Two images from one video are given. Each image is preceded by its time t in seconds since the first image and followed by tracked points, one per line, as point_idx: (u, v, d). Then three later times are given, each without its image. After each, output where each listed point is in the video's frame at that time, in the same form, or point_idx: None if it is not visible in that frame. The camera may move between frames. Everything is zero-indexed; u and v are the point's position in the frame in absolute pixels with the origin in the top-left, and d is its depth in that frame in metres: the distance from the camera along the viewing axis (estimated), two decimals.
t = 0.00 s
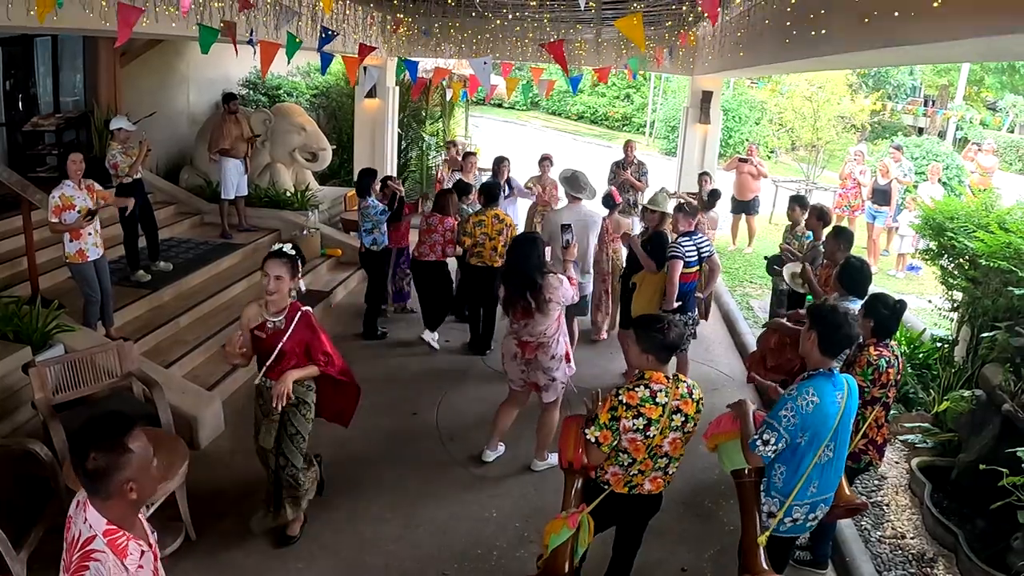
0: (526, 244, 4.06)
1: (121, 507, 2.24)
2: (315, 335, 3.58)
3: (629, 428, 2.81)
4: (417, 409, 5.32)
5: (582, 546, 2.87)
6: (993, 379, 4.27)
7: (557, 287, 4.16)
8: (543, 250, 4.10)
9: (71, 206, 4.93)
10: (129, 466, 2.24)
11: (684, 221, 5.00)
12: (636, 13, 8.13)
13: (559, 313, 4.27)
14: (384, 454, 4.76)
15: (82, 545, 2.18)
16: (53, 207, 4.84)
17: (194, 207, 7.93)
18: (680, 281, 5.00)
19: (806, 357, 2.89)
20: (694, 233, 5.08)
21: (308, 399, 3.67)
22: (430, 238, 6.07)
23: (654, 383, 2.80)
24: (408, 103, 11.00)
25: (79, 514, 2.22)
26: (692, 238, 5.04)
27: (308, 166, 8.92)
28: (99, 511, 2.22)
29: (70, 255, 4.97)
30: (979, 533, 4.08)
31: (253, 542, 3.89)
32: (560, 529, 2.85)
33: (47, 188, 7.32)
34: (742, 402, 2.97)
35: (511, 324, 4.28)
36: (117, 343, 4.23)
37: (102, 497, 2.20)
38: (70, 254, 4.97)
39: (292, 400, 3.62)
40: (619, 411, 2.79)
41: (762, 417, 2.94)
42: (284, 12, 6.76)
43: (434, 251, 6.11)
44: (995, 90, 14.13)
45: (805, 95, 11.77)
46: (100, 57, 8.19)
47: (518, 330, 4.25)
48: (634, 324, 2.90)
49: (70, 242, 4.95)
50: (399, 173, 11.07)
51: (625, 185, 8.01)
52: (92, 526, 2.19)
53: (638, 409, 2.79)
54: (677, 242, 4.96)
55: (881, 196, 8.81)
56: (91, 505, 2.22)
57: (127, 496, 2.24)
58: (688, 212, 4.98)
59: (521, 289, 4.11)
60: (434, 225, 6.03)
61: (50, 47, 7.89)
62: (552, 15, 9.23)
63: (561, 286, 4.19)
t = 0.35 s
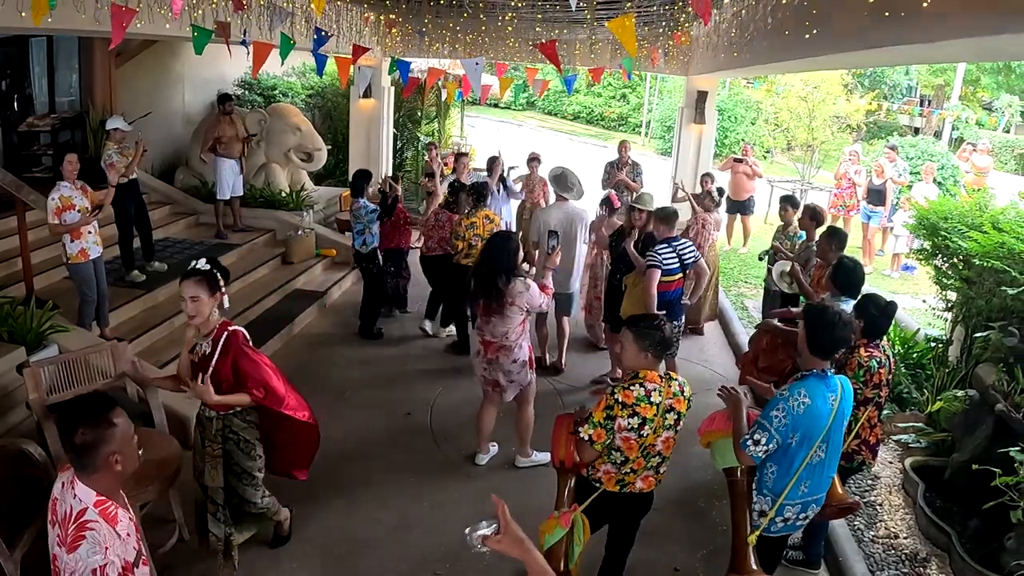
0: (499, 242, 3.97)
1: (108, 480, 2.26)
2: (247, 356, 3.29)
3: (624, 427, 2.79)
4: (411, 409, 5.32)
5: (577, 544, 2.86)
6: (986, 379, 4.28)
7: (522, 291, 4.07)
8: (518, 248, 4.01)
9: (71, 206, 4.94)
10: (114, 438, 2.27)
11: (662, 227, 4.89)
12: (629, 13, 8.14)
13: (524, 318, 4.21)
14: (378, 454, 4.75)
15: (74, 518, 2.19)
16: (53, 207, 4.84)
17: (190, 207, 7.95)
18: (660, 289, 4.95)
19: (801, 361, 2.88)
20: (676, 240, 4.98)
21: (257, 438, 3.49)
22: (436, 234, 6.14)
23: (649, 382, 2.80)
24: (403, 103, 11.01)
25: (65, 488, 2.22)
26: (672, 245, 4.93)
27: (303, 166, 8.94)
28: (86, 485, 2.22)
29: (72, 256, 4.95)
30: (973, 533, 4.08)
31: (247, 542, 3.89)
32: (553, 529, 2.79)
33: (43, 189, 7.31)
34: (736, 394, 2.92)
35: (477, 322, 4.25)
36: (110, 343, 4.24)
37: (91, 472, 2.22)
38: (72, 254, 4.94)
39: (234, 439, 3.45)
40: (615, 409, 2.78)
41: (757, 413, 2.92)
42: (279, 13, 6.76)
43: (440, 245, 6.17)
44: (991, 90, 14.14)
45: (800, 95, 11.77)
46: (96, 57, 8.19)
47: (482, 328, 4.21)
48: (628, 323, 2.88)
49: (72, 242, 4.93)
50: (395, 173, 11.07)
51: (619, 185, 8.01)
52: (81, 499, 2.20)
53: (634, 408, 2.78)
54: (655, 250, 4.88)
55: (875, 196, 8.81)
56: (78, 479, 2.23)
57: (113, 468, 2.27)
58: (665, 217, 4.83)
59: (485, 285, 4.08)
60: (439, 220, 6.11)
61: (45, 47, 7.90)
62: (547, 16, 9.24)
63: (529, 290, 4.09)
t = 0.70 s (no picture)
0: (483, 242, 3.87)
1: (85, 464, 2.22)
2: (184, 386, 2.92)
3: (617, 427, 2.79)
4: (407, 410, 5.32)
5: (569, 544, 2.88)
6: (983, 379, 4.31)
7: (500, 297, 3.96)
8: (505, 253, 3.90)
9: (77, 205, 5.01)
10: (87, 420, 2.23)
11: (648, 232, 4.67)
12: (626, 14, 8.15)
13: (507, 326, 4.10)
14: (373, 455, 4.74)
15: (59, 507, 2.17)
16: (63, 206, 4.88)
17: (186, 208, 7.95)
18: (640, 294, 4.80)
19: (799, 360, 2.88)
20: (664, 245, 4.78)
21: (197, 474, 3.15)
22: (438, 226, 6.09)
23: (642, 382, 2.79)
24: (400, 104, 11.01)
25: (40, 480, 2.19)
26: (656, 250, 4.73)
27: (299, 167, 8.93)
28: (64, 470, 2.18)
29: (76, 255, 4.96)
30: (970, 534, 4.07)
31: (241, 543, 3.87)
32: (546, 528, 2.87)
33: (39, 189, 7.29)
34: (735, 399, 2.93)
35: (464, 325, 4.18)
36: (107, 344, 4.26)
37: (67, 457, 2.18)
38: (77, 254, 4.96)
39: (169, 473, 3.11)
40: (608, 409, 2.77)
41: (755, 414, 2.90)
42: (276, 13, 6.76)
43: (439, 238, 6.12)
44: (988, 91, 14.16)
45: (797, 95, 11.78)
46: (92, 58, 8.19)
47: (468, 332, 4.14)
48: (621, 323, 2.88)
49: (77, 241, 4.96)
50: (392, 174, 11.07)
51: (617, 186, 8.01)
52: (62, 486, 2.17)
53: (627, 407, 2.77)
54: (636, 254, 4.72)
55: (872, 196, 8.81)
56: (53, 467, 2.19)
57: (88, 451, 2.23)
58: (650, 222, 4.60)
59: (463, 288, 3.99)
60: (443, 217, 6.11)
61: (41, 48, 7.88)
62: (544, 16, 9.24)
63: (509, 297, 3.97)
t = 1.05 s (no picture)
0: (481, 255, 3.78)
1: (71, 474, 2.19)
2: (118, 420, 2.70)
3: (612, 426, 2.79)
4: (405, 411, 5.32)
5: (568, 544, 2.88)
6: (981, 380, 4.30)
7: (510, 311, 3.90)
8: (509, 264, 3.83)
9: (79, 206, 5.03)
10: (72, 428, 2.19)
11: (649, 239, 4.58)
12: (623, 14, 8.16)
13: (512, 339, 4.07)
14: (372, 456, 4.75)
15: (53, 520, 2.19)
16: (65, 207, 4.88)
17: (183, 209, 7.93)
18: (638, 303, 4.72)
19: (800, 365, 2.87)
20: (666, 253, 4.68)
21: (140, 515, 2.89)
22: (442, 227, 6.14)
23: (638, 382, 2.79)
24: (399, 105, 11.01)
25: (27, 498, 2.18)
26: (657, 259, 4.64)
27: (298, 167, 8.94)
28: (52, 483, 2.17)
29: (77, 255, 4.97)
30: (968, 534, 4.08)
31: (238, 545, 3.87)
32: (546, 529, 2.88)
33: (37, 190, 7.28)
34: (735, 400, 2.95)
35: (460, 344, 4.13)
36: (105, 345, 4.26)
37: (53, 466, 2.15)
38: (77, 254, 4.97)
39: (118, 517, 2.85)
40: (602, 407, 2.78)
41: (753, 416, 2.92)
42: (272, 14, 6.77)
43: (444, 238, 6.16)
44: (986, 91, 14.17)
45: (795, 96, 11.79)
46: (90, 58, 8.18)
47: (466, 349, 4.10)
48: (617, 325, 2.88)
49: (77, 241, 4.97)
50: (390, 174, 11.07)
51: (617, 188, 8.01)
52: (52, 499, 2.17)
53: (621, 406, 2.77)
54: (635, 261, 4.67)
55: (870, 196, 8.82)
56: (39, 482, 2.18)
57: (73, 460, 2.20)
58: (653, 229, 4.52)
59: (467, 306, 3.90)
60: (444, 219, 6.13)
61: (40, 48, 7.86)
62: (541, 17, 9.26)
63: (519, 310, 3.93)
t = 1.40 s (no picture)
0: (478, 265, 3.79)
1: (81, 474, 2.20)
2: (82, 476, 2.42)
3: (610, 425, 2.80)
4: (403, 411, 5.33)
5: (568, 541, 2.84)
6: (977, 379, 4.31)
7: (512, 311, 3.91)
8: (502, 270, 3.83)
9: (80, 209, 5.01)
10: (82, 428, 2.21)
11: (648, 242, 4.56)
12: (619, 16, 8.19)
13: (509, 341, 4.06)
14: (371, 456, 4.76)
15: (57, 519, 2.18)
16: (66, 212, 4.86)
17: (182, 209, 7.93)
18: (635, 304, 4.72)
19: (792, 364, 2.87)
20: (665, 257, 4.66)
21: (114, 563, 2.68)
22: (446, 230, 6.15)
23: (637, 381, 2.81)
24: (396, 105, 11.02)
25: (35, 497, 2.18)
26: (656, 262, 4.62)
27: (296, 169, 8.92)
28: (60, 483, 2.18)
29: (78, 258, 4.97)
30: (965, 533, 4.10)
31: (238, 546, 3.88)
32: (544, 523, 2.84)
33: (36, 192, 7.29)
34: (728, 401, 2.92)
35: (453, 351, 4.06)
36: (104, 347, 4.26)
37: (61, 466, 2.16)
38: (78, 257, 4.97)
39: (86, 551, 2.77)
40: (600, 407, 2.79)
41: (752, 418, 2.90)
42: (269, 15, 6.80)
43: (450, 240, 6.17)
44: (983, 90, 14.19)
45: (792, 96, 11.80)
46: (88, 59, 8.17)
47: (461, 355, 4.03)
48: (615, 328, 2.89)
49: (79, 245, 4.96)
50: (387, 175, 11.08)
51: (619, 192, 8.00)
52: (59, 498, 2.17)
53: (619, 406, 2.79)
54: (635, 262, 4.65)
55: (866, 196, 8.84)
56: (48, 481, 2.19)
57: (83, 460, 2.21)
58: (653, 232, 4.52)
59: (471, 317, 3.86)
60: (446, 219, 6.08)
61: (37, 49, 7.83)
62: (538, 18, 9.28)
63: (517, 313, 3.93)
